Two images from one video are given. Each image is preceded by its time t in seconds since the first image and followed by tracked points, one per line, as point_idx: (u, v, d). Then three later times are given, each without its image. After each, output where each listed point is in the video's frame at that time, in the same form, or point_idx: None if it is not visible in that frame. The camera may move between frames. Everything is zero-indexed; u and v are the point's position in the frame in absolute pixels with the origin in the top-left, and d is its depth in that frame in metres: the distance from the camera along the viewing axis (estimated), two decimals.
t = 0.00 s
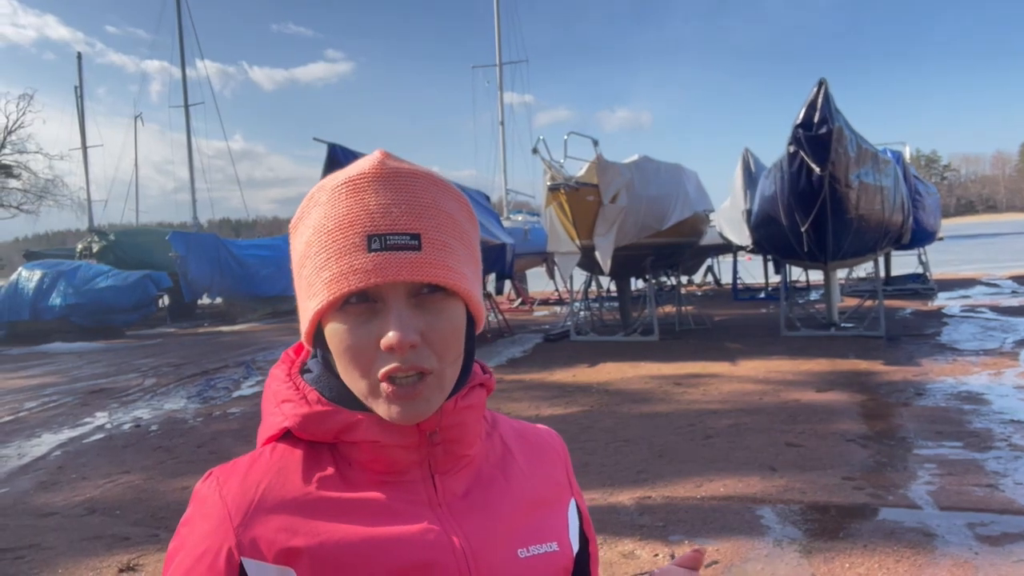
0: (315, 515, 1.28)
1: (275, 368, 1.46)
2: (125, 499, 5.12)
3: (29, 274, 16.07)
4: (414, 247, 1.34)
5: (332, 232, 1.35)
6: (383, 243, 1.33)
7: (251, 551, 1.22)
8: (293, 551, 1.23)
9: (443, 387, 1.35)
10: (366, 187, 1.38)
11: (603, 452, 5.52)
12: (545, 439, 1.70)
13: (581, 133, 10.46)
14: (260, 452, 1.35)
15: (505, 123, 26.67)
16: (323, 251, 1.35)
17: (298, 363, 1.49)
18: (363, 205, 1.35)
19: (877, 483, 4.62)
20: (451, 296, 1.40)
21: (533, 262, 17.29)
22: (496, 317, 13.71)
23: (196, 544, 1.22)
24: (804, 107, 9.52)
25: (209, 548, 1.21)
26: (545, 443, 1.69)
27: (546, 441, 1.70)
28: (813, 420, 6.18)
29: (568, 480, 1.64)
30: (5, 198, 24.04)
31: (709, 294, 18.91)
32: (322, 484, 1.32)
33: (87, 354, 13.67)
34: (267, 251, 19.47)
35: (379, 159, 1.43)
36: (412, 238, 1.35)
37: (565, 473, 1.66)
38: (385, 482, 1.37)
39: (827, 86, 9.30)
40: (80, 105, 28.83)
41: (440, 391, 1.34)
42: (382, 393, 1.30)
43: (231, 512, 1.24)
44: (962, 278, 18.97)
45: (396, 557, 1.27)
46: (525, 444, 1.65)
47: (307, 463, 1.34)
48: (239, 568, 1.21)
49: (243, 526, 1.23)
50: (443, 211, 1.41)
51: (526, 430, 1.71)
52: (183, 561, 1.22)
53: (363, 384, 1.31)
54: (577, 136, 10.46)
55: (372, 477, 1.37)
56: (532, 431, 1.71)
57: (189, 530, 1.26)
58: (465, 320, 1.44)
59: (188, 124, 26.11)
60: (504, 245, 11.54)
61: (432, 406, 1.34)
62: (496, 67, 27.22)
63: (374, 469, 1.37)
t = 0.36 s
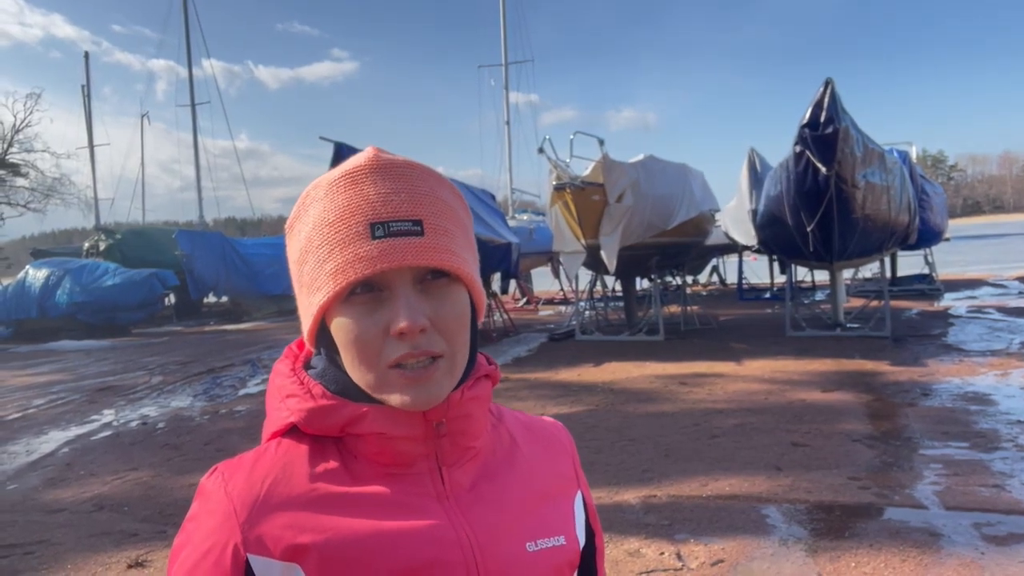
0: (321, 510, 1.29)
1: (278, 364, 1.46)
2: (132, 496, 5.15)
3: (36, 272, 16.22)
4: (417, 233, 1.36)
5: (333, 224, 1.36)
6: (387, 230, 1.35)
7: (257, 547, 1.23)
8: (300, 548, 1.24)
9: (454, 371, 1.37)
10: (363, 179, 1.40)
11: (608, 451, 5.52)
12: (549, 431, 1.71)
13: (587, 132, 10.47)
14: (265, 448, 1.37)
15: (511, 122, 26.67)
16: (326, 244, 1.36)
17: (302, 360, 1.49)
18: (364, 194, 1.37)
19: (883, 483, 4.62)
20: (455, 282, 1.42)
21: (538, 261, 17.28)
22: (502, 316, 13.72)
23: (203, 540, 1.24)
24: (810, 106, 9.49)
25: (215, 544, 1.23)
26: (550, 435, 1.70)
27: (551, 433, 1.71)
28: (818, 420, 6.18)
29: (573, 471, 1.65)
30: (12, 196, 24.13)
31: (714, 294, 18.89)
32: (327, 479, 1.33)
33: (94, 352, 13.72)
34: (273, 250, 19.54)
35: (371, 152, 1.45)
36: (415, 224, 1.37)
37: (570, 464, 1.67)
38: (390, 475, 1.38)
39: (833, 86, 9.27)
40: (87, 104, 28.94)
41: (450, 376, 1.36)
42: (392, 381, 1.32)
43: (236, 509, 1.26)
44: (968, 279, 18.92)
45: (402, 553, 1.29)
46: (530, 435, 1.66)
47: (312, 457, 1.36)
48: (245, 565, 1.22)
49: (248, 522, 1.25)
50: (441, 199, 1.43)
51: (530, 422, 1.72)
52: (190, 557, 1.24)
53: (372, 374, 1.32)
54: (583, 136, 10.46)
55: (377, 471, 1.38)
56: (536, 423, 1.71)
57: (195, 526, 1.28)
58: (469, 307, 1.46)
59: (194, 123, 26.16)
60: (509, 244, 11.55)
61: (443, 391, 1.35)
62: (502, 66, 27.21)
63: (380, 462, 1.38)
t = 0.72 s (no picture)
0: (328, 504, 1.30)
1: (286, 356, 1.47)
2: (139, 492, 5.17)
3: (43, 270, 16.21)
4: (426, 222, 1.38)
5: (342, 215, 1.37)
6: (396, 221, 1.36)
7: (264, 540, 1.24)
8: (307, 541, 1.25)
9: (464, 359, 1.38)
10: (370, 171, 1.41)
11: (612, 450, 5.53)
12: (556, 427, 1.71)
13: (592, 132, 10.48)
14: (273, 441, 1.38)
15: (515, 122, 26.67)
16: (335, 235, 1.37)
17: (309, 353, 1.49)
18: (372, 185, 1.38)
19: (887, 483, 4.61)
20: (464, 272, 1.43)
21: (543, 260, 17.28)
22: (506, 315, 13.73)
23: (210, 532, 1.25)
24: (816, 106, 9.48)
25: (223, 536, 1.24)
26: (557, 431, 1.71)
27: (558, 428, 1.72)
28: (823, 420, 6.17)
29: (580, 467, 1.66)
30: (19, 194, 24.24)
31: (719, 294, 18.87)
32: (335, 472, 1.34)
33: (100, 349, 13.77)
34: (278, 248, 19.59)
35: (377, 146, 1.46)
36: (423, 214, 1.38)
37: (577, 460, 1.68)
38: (398, 469, 1.39)
39: (839, 86, 9.26)
40: (93, 102, 29.04)
41: (461, 365, 1.37)
42: (405, 370, 1.32)
43: (243, 501, 1.26)
44: (974, 279, 18.85)
45: (408, 547, 1.30)
46: (537, 430, 1.67)
47: (320, 450, 1.36)
48: (251, 558, 1.23)
49: (255, 515, 1.25)
50: (447, 191, 1.45)
51: (538, 418, 1.72)
52: (197, 549, 1.24)
53: (385, 364, 1.33)
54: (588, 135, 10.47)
55: (385, 464, 1.38)
56: (543, 418, 1.72)
57: (203, 518, 1.29)
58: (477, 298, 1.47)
59: (199, 121, 26.21)
60: (514, 243, 11.56)
61: (455, 379, 1.37)
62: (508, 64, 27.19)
63: (388, 456, 1.39)
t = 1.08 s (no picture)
0: (322, 514, 1.29)
1: (282, 361, 1.46)
2: (141, 491, 5.17)
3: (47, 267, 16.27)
4: (403, 232, 1.35)
5: (324, 223, 1.37)
6: (372, 230, 1.34)
7: (257, 550, 1.23)
8: (301, 552, 1.25)
9: (445, 373, 1.34)
10: (358, 178, 1.40)
11: (614, 451, 5.51)
12: (556, 437, 1.70)
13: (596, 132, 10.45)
14: (269, 448, 1.37)
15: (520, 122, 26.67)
16: (317, 243, 1.37)
17: (306, 358, 1.48)
18: (354, 193, 1.37)
19: (891, 486, 4.59)
20: (449, 284, 1.39)
21: (546, 260, 17.26)
22: (509, 314, 13.72)
23: (204, 540, 1.24)
24: (821, 107, 9.45)
25: (216, 545, 1.23)
26: (558, 441, 1.69)
27: (558, 439, 1.70)
28: (827, 422, 6.15)
29: (579, 478, 1.65)
30: (24, 191, 24.28)
31: (723, 295, 18.85)
32: (329, 482, 1.33)
33: (104, 347, 13.79)
34: (281, 247, 19.60)
35: (371, 153, 1.45)
36: (401, 224, 1.36)
37: (576, 471, 1.66)
38: (392, 478, 1.38)
39: (844, 87, 9.22)
40: (99, 100, 29.08)
41: (442, 379, 1.34)
42: (380, 383, 1.30)
43: (238, 511, 1.25)
44: (979, 282, 18.81)
45: (402, 558, 1.29)
46: (536, 438, 1.65)
47: (315, 458, 1.35)
48: (245, 568, 1.22)
49: (248, 525, 1.24)
50: (436, 199, 1.41)
51: (538, 427, 1.71)
52: (190, 557, 1.23)
53: (360, 375, 1.32)
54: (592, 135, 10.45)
55: (380, 474, 1.37)
56: (544, 428, 1.70)
57: (197, 526, 1.28)
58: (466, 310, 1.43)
59: (204, 119, 26.22)
60: (517, 242, 11.55)
61: (433, 394, 1.33)
62: (513, 63, 27.17)
63: (383, 466, 1.38)
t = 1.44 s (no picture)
0: (321, 518, 1.28)
1: (282, 362, 1.46)
2: (141, 489, 5.17)
3: (49, 266, 16.28)
4: (408, 229, 1.34)
5: (328, 219, 1.36)
6: (377, 225, 1.33)
7: (255, 554, 1.22)
8: (300, 556, 1.24)
9: (447, 370, 1.33)
10: (363, 176, 1.39)
11: (615, 453, 5.50)
12: (556, 440, 1.69)
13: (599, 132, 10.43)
14: (268, 450, 1.36)
15: (523, 122, 26.66)
16: (321, 238, 1.36)
17: (306, 359, 1.48)
18: (359, 189, 1.36)
19: (892, 491, 4.57)
20: (453, 281, 1.38)
21: (548, 261, 17.25)
22: (511, 315, 13.72)
23: (201, 543, 1.23)
24: (825, 109, 9.42)
25: (214, 547, 1.22)
26: (558, 445, 1.68)
27: (559, 442, 1.69)
28: (829, 425, 6.13)
29: (578, 482, 1.64)
30: (26, 188, 24.32)
31: (725, 297, 18.85)
32: (328, 485, 1.32)
33: (105, 344, 13.79)
34: (284, 246, 19.63)
35: (377, 151, 1.45)
36: (407, 220, 1.35)
37: (575, 475, 1.65)
38: (391, 481, 1.37)
39: (848, 89, 9.21)
40: (103, 98, 29.13)
41: (445, 377, 1.33)
42: (382, 379, 1.29)
43: (236, 513, 1.25)
44: (981, 285, 18.79)
45: (401, 563, 1.28)
46: (536, 442, 1.64)
47: (314, 461, 1.35)
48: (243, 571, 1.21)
49: (246, 528, 1.24)
50: (443, 197, 1.40)
51: (537, 430, 1.70)
52: (187, 560, 1.22)
53: (362, 370, 1.31)
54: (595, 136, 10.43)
55: (379, 475, 1.37)
56: (543, 431, 1.69)
57: (194, 528, 1.27)
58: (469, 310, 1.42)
59: (207, 117, 26.23)
60: (519, 243, 11.55)
61: (436, 390, 1.32)
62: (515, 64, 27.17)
63: (383, 468, 1.37)
